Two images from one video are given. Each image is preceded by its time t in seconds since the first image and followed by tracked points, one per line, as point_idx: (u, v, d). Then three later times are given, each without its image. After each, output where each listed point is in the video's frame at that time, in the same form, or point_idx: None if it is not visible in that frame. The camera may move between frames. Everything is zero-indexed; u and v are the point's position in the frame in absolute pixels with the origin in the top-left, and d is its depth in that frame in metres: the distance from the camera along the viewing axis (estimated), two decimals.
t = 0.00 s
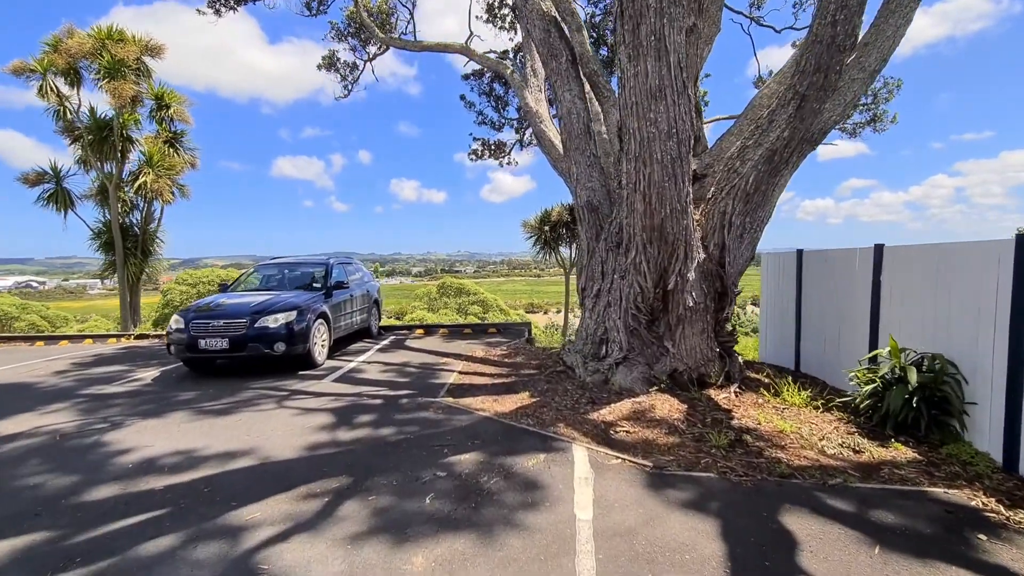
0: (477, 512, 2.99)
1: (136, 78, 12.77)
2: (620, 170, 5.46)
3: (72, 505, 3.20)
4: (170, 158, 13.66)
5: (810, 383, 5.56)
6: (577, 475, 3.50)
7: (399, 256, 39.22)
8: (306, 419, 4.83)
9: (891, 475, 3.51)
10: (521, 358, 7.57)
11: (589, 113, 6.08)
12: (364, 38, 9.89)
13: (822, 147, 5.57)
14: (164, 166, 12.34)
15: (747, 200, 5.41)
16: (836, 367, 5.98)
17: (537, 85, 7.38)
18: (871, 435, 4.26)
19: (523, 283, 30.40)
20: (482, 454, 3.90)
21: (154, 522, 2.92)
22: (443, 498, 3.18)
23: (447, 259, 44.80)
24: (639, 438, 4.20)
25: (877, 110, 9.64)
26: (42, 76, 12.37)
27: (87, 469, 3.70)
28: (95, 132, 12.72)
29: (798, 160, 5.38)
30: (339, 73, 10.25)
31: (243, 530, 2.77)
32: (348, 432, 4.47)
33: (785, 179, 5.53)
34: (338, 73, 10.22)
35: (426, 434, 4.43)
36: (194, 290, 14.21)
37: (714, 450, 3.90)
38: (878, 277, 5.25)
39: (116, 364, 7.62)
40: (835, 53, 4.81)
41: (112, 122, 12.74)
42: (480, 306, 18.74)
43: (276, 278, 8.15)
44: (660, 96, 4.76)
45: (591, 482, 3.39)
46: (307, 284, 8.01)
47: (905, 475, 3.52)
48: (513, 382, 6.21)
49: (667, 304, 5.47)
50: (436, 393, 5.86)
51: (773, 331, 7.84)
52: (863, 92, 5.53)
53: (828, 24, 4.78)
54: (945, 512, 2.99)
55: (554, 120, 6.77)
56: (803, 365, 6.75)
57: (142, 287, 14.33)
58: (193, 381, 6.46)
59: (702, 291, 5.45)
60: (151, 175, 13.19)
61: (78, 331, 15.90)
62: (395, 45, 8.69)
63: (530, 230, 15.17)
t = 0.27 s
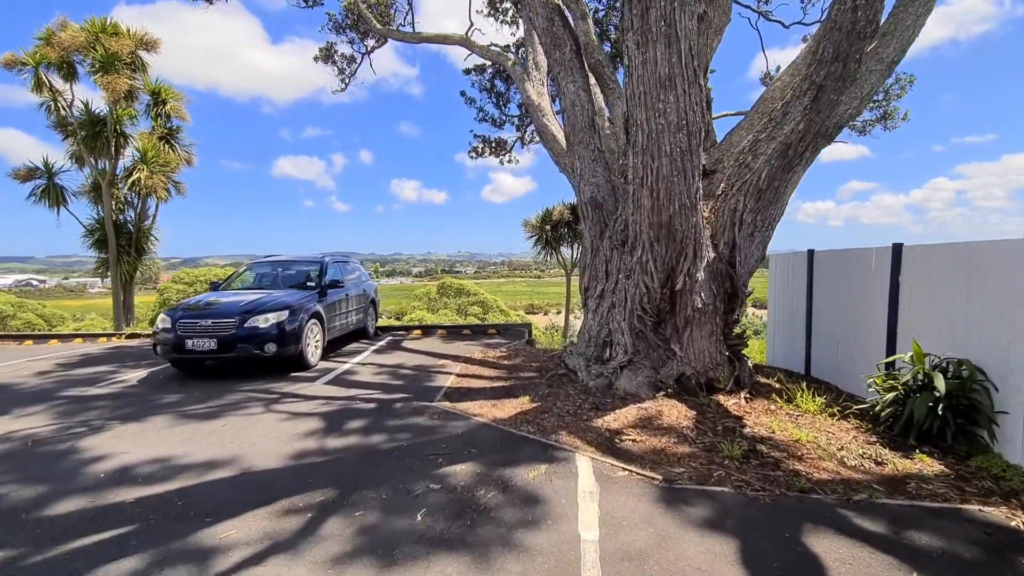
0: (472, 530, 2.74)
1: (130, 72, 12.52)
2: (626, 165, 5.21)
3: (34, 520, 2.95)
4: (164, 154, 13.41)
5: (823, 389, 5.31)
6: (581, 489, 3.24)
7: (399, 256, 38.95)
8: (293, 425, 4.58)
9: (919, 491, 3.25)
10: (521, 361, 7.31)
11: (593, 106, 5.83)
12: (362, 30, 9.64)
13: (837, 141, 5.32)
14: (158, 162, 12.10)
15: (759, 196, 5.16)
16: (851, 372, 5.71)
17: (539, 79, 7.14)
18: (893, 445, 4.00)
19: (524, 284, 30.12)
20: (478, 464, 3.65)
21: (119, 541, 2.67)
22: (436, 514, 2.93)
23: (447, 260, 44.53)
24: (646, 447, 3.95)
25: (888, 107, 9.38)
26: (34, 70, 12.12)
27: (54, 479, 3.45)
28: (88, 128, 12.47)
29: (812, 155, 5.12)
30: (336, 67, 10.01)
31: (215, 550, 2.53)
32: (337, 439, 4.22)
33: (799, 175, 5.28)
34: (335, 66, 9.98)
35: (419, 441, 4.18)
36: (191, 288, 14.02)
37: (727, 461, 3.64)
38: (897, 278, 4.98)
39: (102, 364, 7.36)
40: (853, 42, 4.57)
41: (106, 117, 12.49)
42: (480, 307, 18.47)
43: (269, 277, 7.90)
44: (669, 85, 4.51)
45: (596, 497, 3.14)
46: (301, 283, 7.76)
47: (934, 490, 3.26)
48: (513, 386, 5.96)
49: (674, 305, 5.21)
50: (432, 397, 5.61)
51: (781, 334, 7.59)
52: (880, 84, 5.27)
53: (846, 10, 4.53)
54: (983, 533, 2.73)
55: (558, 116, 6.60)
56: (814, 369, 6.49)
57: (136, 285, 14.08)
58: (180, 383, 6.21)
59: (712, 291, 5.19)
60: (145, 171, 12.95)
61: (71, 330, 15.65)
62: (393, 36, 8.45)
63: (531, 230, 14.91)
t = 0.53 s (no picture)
0: (469, 566, 2.48)
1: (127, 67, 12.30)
2: (637, 164, 4.94)
3: None
4: (162, 151, 13.19)
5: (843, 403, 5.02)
6: (589, 516, 2.97)
7: (401, 255, 38.69)
8: (282, 437, 4.33)
9: (959, 521, 2.97)
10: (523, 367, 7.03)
11: (602, 102, 5.57)
12: (362, 24, 9.40)
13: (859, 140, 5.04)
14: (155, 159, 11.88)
15: (777, 198, 4.89)
16: (871, 384, 5.43)
17: (545, 75, 6.87)
18: (924, 467, 3.72)
19: (526, 284, 29.82)
20: (477, 485, 3.38)
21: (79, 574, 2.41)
22: (429, 545, 2.67)
23: (450, 260, 44.24)
24: (657, 467, 3.67)
25: (904, 107, 9.07)
26: (29, 65, 11.91)
27: (19, 498, 3.19)
28: (85, 123, 12.25)
29: (833, 155, 4.85)
30: (336, 62, 9.76)
31: None
32: (327, 454, 3.96)
33: (819, 176, 5.00)
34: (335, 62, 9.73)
35: (415, 457, 3.92)
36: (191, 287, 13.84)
37: (747, 485, 3.37)
38: (923, 285, 4.70)
39: (89, 367, 7.11)
40: (880, 34, 4.29)
41: (102, 113, 12.27)
42: (482, 308, 18.20)
43: (264, 278, 7.66)
44: (684, 79, 4.25)
45: (605, 526, 2.87)
46: (297, 284, 7.52)
47: (976, 521, 2.98)
48: (515, 395, 5.69)
49: (686, 312, 4.94)
50: (430, 406, 5.34)
51: (793, 341, 7.30)
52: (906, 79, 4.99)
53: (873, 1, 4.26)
54: None
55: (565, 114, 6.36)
56: (829, 379, 6.20)
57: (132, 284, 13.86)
58: (168, 388, 5.97)
59: (726, 298, 4.92)
60: (142, 168, 12.72)
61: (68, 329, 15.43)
62: (394, 30, 8.19)
63: (534, 230, 14.64)
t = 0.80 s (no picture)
0: None
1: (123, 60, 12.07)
2: (649, 155, 4.69)
3: None
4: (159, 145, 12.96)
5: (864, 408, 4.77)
6: (601, 534, 2.73)
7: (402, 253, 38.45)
8: (273, 441, 4.10)
9: (1004, 541, 2.72)
10: (527, 368, 6.79)
11: (611, 91, 5.32)
12: (362, 15, 9.15)
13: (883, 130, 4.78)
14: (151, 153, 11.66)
15: (797, 191, 4.63)
16: (892, 388, 5.18)
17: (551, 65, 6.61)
18: (958, 479, 3.47)
19: (528, 283, 29.54)
20: (479, 497, 3.15)
21: None
22: (426, 566, 2.43)
23: (451, 258, 43.98)
24: (672, 477, 3.43)
25: (920, 100, 8.79)
26: (24, 57, 11.69)
27: None
28: (80, 117, 12.03)
29: (856, 146, 4.60)
30: (336, 54, 9.52)
31: None
32: (320, 461, 3.72)
33: (841, 168, 4.74)
34: (335, 53, 9.50)
35: (413, 465, 3.68)
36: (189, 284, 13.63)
37: (770, 499, 3.12)
38: (951, 285, 4.45)
39: (78, 365, 6.89)
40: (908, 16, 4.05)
41: (98, 106, 12.04)
42: (483, 307, 17.95)
43: (260, 274, 7.43)
44: (701, 63, 4.01)
45: (619, 545, 2.62)
46: (293, 281, 7.28)
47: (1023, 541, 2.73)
48: (519, 397, 5.44)
49: (700, 312, 4.69)
50: (430, 409, 5.11)
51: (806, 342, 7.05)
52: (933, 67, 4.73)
53: None
54: None
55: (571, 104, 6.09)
56: (845, 382, 5.96)
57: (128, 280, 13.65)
58: (158, 388, 5.74)
59: (742, 297, 4.67)
60: (139, 163, 12.49)
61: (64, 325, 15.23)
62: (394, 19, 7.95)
63: (537, 228, 14.38)
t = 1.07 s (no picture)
0: None
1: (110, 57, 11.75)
2: (660, 146, 4.41)
3: None
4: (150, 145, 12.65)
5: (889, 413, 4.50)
6: (622, 563, 2.45)
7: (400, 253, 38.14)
8: (262, 456, 3.82)
9: None
10: (530, 371, 6.52)
11: (617, 79, 5.04)
12: (355, 7, 8.85)
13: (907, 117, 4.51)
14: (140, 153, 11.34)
15: (817, 183, 4.36)
16: (916, 389, 4.91)
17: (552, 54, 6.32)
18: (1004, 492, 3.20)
19: (528, 281, 29.25)
20: (485, 519, 2.87)
21: None
22: None
23: (450, 257, 43.66)
24: (694, 494, 3.15)
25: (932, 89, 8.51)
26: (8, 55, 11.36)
27: None
28: (67, 116, 11.71)
29: (880, 135, 4.33)
30: (329, 48, 9.22)
31: None
32: (312, 479, 3.44)
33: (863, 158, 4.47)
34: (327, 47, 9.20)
35: (412, 481, 3.41)
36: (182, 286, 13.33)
37: (803, 519, 2.85)
38: (983, 282, 4.18)
39: (63, 373, 6.60)
40: None
41: (86, 105, 11.73)
42: (483, 306, 17.66)
43: (252, 276, 7.14)
44: (717, 46, 3.73)
45: None
46: (287, 283, 7.01)
47: None
48: (523, 403, 5.17)
49: (716, 312, 4.41)
50: (430, 417, 4.83)
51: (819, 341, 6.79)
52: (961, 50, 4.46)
53: None
54: None
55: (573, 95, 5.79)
56: (864, 383, 5.69)
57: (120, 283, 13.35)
58: (144, 397, 5.46)
59: (760, 296, 4.39)
60: (129, 163, 12.18)
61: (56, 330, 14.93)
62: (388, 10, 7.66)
63: (537, 225, 14.09)
